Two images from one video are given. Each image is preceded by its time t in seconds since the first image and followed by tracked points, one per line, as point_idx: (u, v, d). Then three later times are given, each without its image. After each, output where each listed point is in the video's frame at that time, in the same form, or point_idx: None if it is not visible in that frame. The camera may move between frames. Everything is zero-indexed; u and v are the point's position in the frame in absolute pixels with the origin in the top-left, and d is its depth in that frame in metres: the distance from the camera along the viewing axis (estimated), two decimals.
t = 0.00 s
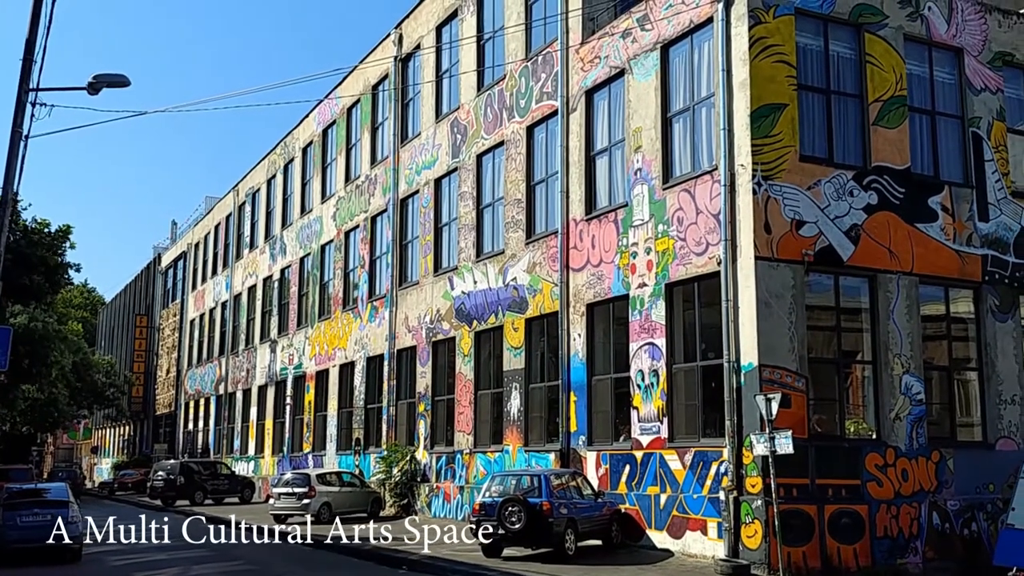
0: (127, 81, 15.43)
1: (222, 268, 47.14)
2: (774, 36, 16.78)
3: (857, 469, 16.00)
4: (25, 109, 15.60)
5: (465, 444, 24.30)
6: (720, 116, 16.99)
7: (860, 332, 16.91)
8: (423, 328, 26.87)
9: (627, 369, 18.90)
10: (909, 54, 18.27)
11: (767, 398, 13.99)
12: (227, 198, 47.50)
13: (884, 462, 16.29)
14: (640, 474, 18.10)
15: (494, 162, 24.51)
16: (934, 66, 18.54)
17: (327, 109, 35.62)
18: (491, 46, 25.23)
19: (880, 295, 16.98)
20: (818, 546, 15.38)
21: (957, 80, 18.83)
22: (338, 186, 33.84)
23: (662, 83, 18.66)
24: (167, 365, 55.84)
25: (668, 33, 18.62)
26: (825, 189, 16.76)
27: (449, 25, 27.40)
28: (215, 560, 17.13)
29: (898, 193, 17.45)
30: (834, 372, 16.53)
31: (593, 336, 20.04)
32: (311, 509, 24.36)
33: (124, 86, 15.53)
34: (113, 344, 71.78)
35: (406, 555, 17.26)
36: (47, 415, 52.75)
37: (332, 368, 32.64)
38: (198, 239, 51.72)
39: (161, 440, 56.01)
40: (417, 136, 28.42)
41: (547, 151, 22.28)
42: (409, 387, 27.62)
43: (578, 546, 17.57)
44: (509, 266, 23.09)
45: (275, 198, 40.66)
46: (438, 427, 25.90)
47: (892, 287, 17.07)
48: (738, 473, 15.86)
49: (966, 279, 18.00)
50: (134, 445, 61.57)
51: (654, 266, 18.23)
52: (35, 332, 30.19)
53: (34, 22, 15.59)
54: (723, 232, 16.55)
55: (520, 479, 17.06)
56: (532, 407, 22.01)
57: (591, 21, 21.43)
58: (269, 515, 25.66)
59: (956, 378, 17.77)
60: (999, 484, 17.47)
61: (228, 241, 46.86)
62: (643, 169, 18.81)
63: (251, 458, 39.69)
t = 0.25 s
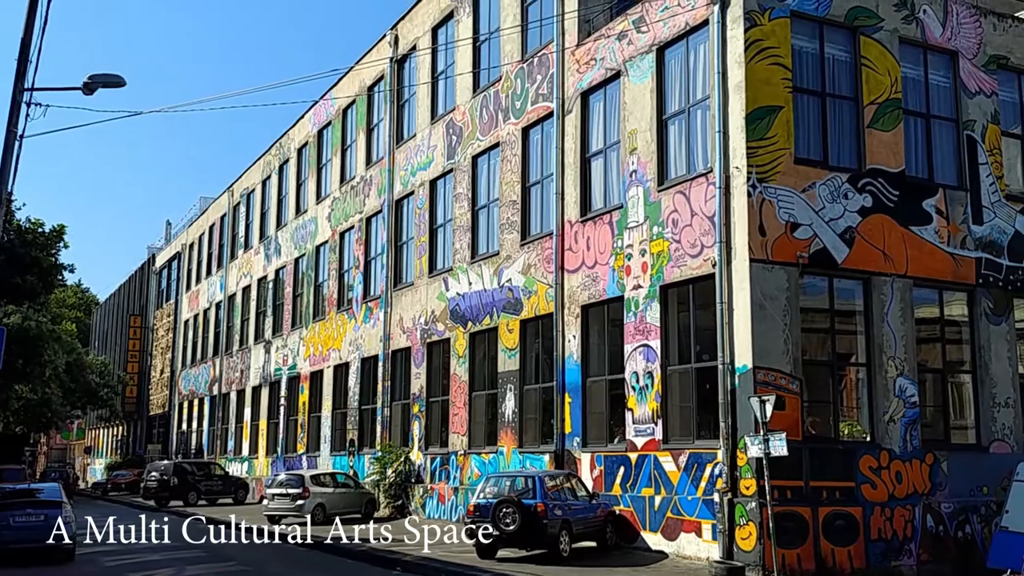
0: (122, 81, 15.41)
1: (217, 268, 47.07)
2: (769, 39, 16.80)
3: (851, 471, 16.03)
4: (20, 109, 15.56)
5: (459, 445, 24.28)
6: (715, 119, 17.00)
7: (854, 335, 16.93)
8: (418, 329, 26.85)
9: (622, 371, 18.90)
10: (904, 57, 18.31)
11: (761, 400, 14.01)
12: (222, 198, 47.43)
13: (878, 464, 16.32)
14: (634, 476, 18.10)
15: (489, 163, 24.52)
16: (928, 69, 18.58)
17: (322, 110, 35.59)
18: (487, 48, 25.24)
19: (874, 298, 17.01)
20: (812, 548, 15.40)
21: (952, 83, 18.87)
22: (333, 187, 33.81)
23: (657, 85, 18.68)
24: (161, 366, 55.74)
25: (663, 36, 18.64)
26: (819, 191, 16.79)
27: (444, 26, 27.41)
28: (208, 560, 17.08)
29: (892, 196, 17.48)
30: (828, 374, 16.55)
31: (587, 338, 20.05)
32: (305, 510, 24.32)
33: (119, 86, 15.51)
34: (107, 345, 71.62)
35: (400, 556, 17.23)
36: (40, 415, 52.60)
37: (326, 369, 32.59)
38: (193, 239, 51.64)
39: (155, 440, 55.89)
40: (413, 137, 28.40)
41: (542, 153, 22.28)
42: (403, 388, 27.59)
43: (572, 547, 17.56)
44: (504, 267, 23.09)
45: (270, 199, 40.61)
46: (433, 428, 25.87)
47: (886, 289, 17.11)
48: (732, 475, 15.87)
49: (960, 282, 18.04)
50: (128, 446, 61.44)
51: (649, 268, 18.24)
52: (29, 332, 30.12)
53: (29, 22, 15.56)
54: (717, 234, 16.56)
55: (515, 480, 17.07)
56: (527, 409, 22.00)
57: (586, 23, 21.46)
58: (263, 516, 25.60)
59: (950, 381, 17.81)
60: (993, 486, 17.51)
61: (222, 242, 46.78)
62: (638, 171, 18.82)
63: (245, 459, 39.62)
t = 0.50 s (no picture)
0: (115, 81, 15.38)
1: (210, 269, 46.97)
2: (763, 42, 16.84)
3: (843, 474, 16.05)
4: (13, 108, 15.52)
5: (453, 447, 24.26)
6: (709, 121, 17.03)
7: (847, 338, 16.97)
8: (411, 331, 26.82)
9: (615, 373, 18.91)
10: (897, 61, 18.37)
11: (754, 402, 14.03)
12: (215, 198, 47.34)
13: (870, 467, 16.36)
14: (627, 478, 18.11)
15: (483, 165, 24.52)
16: (922, 73, 18.65)
17: (316, 111, 35.55)
18: (482, 50, 25.24)
19: (867, 301, 17.06)
20: (805, 550, 15.43)
21: (945, 87, 18.94)
22: (327, 188, 33.78)
23: (651, 87, 18.71)
24: (153, 366, 55.60)
25: (658, 38, 18.66)
26: (813, 195, 16.83)
27: (439, 28, 27.40)
28: (200, 561, 17.01)
29: (885, 200, 17.53)
30: (821, 377, 16.59)
31: (581, 339, 20.05)
32: (297, 512, 24.24)
33: (113, 86, 15.48)
34: (99, 345, 71.40)
35: (392, 558, 17.20)
36: (32, 415, 52.43)
37: (319, 370, 32.54)
38: (186, 239, 51.52)
39: (147, 441, 55.74)
40: (407, 138, 28.40)
41: (537, 155, 22.29)
42: (396, 389, 27.55)
43: (565, 549, 17.55)
44: (498, 269, 23.08)
45: (263, 200, 40.56)
46: (426, 430, 25.85)
47: (879, 293, 17.15)
48: (725, 478, 15.89)
49: (953, 285, 18.09)
50: (120, 447, 61.26)
51: (643, 271, 18.26)
52: (21, 331, 30.03)
53: (23, 20, 15.51)
54: (711, 237, 16.58)
55: (508, 481, 17.05)
56: (520, 410, 22.00)
57: (581, 25, 21.46)
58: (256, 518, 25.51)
59: (943, 384, 17.86)
60: (985, 489, 17.56)
61: (215, 242, 46.69)
62: (632, 174, 18.84)
63: (237, 460, 39.53)
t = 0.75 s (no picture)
0: (107, 81, 15.34)
1: (200, 270, 46.84)
2: (755, 47, 16.91)
3: (832, 478, 16.11)
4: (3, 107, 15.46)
5: (443, 450, 24.25)
6: (700, 126, 17.08)
7: (837, 342, 17.04)
8: (402, 333, 26.81)
9: (606, 376, 18.94)
10: (889, 67, 18.46)
11: (744, 406, 14.08)
12: (206, 199, 47.22)
13: (859, 471, 16.43)
14: (617, 481, 18.14)
15: (476, 167, 24.54)
16: (913, 79, 18.75)
17: (308, 112, 35.51)
18: (475, 52, 25.26)
19: (857, 306, 17.13)
20: (794, 554, 15.48)
21: (936, 93, 19.05)
22: (318, 189, 33.74)
23: (644, 91, 18.76)
24: (142, 367, 55.42)
25: (650, 43, 18.71)
26: (803, 200, 16.91)
27: (432, 30, 27.42)
28: (188, 563, 16.95)
29: (876, 205, 17.62)
30: (811, 382, 16.65)
31: (572, 342, 20.08)
32: (285, 514, 24.23)
33: (104, 86, 15.45)
34: (88, 345, 71.13)
35: (382, 561, 17.17)
36: (20, 416, 52.19)
37: (309, 372, 32.49)
38: (176, 240, 51.38)
39: (136, 442, 55.55)
40: (399, 140, 28.40)
41: (529, 158, 22.32)
42: (387, 392, 27.52)
43: (554, 553, 17.56)
44: (490, 272, 23.10)
45: (254, 201, 40.49)
46: (416, 432, 25.84)
47: (869, 298, 17.23)
48: (715, 481, 15.93)
49: (943, 290, 18.19)
50: (109, 447, 61.04)
51: (634, 274, 18.30)
52: (9, 331, 29.91)
53: (14, 19, 15.46)
54: (702, 241, 16.63)
55: (497, 485, 17.04)
56: (511, 413, 22.01)
57: (574, 29, 21.51)
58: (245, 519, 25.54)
59: (932, 389, 17.94)
60: (973, 494, 17.64)
61: (206, 243, 46.58)
62: (624, 178, 18.89)
63: (226, 461, 39.43)
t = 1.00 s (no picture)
0: (100, 82, 15.31)
1: (192, 271, 46.73)
2: (748, 53, 16.98)
3: (823, 483, 16.15)
4: None
5: (434, 453, 24.22)
6: (693, 131, 17.12)
7: (828, 348, 17.09)
8: (394, 336, 26.78)
9: (598, 380, 18.96)
10: (881, 74, 18.55)
11: (735, 411, 14.12)
12: (197, 200, 47.14)
13: (850, 476, 16.46)
14: (608, 485, 18.15)
15: (469, 171, 24.55)
16: (905, 86, 18.84)
17: (301, 114, 35.49)
18: (468, 56, 25.29)
19: (848, 311, 17.19)
20: (783, 558, 15.52)
21: (928, 100, 19.14)
22: (311, 191, 33.72)
23: (637, 96, 18.81)
24: (133, 368, 55.24)
25: (644, 48, 18.75)
26: (796, 205, 16.97)
27: (426, 33, 27.44)
28: (178, 565, 16.88)
29: (868, 211, 17.69)
30: (802, 387, 16.70)
31: (564, 346, 20.09)
32: (276, 516, 24.24)
33: (97, 86, 15.41)
34: (78, 346, 70.87)
35: (372, 564, 17.14)
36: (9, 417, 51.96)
37: (300, 375, 32.43)
38: (168, 241, 51.25)
39: (126, 444, 55.35)
40: (392, 143, 28.40)
41: (522, 162, 22.35)
42: (378, 395, 27.48)
43: (545, 556, 17.56)
44: (482, 275, 23.11)
45: (246, 203, 40.43)
46: (407, 435, 25.81)
47: (860, 303, 17.29)
48: (705, 486, 15.96)
49: (934, 297, 18.27)
50: (98, 449, 60.83)
51: (627, 278, 18.32)
52: None
53: (7, 19, 15.42)
54: (694, 246, 16.66)
55: (489, 488, 17.00)
56: (502, 417, 22.01)
57: (567, 33, 21.56)
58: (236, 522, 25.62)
59: (923, 395, 18.00)
60: (963, 500, 17.70)
61: (197, 245, 46.48)
62: (617, 182, 18.92)
63: (217, 463, 39.31)
